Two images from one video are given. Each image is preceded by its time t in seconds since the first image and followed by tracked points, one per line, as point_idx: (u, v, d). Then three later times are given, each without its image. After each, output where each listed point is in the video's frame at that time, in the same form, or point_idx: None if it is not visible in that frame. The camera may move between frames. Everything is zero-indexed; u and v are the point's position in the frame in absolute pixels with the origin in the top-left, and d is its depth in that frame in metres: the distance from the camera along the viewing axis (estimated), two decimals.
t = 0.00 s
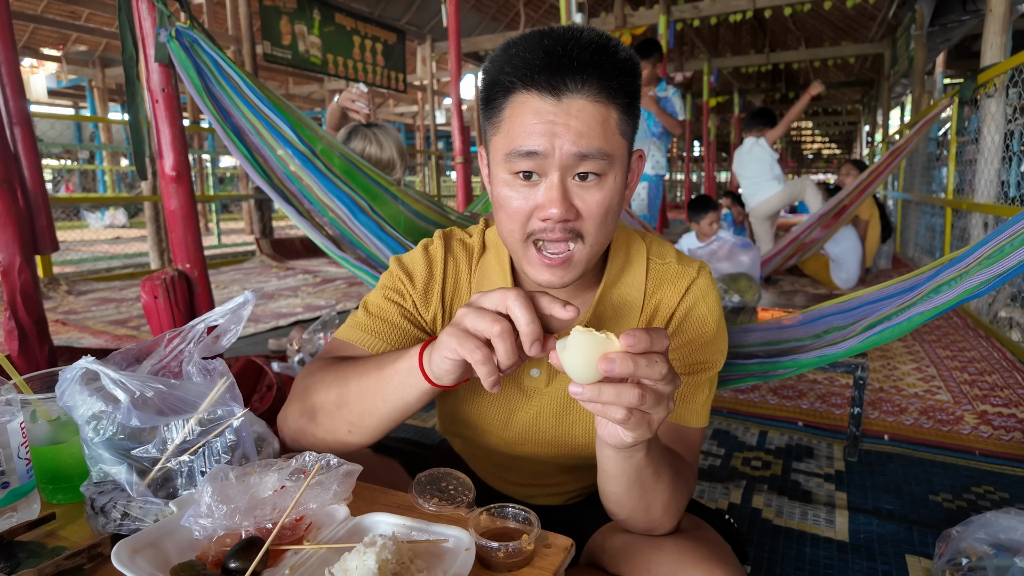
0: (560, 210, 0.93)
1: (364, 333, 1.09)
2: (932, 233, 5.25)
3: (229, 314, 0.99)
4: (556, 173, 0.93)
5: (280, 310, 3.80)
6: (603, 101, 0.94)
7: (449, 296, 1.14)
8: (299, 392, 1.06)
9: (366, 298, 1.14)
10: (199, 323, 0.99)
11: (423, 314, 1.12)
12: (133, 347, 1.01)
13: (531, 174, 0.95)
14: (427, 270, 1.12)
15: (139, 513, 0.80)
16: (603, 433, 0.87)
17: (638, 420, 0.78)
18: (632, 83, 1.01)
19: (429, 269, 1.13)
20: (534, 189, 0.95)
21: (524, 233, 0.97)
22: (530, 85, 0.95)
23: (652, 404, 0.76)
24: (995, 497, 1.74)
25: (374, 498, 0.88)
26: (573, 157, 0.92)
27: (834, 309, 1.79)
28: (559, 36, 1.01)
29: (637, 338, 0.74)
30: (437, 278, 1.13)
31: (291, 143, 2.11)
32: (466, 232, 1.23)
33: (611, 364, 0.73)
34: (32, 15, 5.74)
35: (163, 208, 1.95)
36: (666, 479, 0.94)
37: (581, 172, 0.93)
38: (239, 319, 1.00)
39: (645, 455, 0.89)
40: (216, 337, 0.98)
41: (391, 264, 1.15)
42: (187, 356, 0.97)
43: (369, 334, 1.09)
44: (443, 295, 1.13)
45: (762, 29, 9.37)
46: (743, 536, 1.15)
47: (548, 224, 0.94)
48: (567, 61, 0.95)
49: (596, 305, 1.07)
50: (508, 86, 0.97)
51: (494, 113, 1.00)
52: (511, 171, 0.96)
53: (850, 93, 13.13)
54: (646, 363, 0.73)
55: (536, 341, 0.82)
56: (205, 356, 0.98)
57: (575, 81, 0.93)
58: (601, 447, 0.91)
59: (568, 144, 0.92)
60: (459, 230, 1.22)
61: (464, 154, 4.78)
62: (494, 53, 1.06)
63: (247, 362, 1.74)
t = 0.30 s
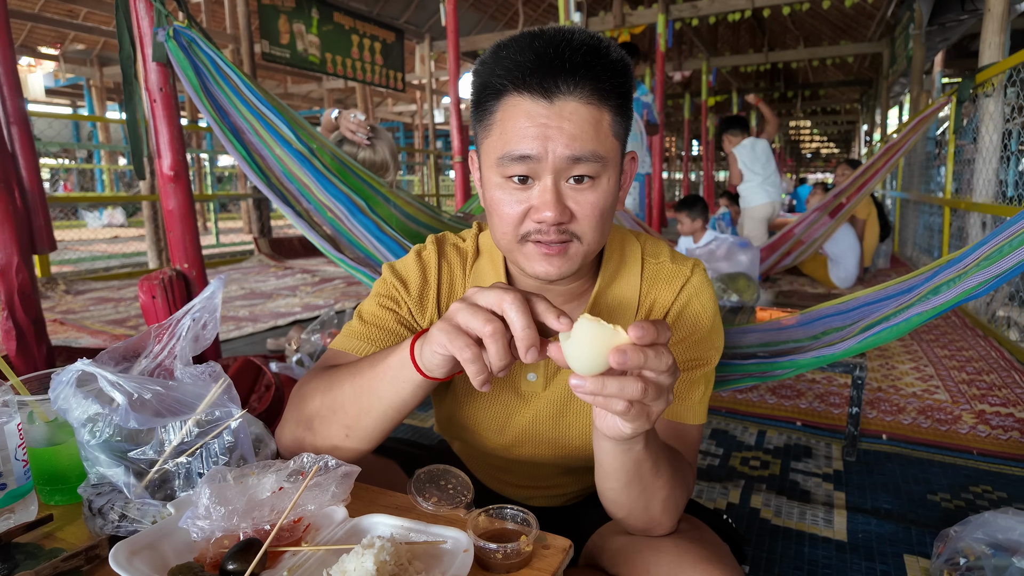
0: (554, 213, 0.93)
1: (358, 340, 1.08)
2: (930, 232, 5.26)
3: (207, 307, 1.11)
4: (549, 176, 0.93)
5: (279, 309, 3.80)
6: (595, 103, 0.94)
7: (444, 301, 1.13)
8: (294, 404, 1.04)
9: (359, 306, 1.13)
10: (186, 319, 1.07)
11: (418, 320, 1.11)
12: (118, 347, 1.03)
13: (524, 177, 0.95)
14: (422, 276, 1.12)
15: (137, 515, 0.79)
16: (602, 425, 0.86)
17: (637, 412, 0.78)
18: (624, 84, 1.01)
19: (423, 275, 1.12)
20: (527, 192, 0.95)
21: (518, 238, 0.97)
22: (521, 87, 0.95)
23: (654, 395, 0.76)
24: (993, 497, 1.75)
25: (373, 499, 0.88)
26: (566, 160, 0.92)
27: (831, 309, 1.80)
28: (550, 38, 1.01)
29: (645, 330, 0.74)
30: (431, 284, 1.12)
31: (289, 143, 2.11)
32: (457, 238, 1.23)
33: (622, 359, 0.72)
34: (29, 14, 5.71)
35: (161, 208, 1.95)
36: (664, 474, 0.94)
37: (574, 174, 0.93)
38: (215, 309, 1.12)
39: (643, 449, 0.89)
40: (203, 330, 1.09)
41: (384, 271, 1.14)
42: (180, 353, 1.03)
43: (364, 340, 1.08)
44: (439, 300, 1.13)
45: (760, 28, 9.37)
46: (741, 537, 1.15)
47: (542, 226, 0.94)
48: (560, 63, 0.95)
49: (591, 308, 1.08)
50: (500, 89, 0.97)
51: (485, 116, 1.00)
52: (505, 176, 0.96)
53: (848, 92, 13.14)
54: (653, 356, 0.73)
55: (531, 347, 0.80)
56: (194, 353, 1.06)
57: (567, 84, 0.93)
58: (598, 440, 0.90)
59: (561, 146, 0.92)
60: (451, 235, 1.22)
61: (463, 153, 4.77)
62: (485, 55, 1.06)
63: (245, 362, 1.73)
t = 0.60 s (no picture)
0: (552, 209, 0.92)
1: (353, 342, 1.08)
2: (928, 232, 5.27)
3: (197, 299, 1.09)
4: (547, 172, 0.92)
5: (277, 309, 3.79)
6: (590, 98, 0.94)
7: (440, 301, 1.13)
8: (286, 409, 1.02)
9: (353, 308, 1.13)
10: (180, 315, 1.05)
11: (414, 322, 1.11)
12: (114, 347, 1.02)
13: (520, 174, 0.94)
14: (416, 277, 1.11)
15: (133, 515, 0.79)
16: (604, 405, 0.85)
17: (642, 383, 0.77)
18: (618, 80, 1.01)
19: (417, 276, 1.12)
20: (524, 189, 0.94)
21: (516, 237, 0.96)
22: (515, 82, 0.94)
23: (658, 365, 0.75)
24: (992, 496, 1.75)
25: (371, 499, 0.87)
26: (563, 156, 0.91)
27: (829, 308, 1.81)
28: (544, 34, 1.01)
29: (645, 295, 0.73)
30: (427, 285, 1.12)
31: (286, 141, 2.11)
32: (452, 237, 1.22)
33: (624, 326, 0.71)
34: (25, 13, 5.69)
35: (158, 207, 1.94)
36: (671, 463, 0.92)
37: (571, 171, 0.92)
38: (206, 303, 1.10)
39: (648, 433, 0.87)
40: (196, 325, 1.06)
41: (378, 272, 1.13)
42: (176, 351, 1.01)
43: (360, 342, 1.07)
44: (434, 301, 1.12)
45: (759, 27, 9.37)
46: (740, 536, 1.15)
47: (540, 224, 0.93)
48: (554, 58, 0.95)
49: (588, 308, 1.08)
50: (493, 84, 0.97)
51: (479, 113, 1.00)
52: (501, 174, 0.95)
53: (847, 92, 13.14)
54: (656, 321, 0.73)
55: (520, 320, 0.77)
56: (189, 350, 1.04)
57: (561, 79, 0.93)
58: (602, 425, 0.88)
59: (558, 141, 0.91)
60: (446, 235, 1.21)
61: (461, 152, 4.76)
62: (478, 53, 1.06)
63: (243, 362, 1.72)
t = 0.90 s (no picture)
0: (549, 212, 0.91)
1: (345, 341, 1.06)
2: (926, 230, 5.27)
3: (202, 304, 1.07)
4: (543, 173, 0.91)
5: (275, 307, 3.78)
6: (588, 97, 0.92)
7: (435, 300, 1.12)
8: (276, 411, 1.00)
9: (347, 307, 1.11)
10: (179, 315, 1.03)
11: (407, 320, 1.10)
12: (108, 344, 1.02)
13: (515, 176, 0.93)
14: (411, 275, 1.10)
15: (124, 514, 0.78)
16: (597, 421, 0.84)
17: (633, 401, 0.76)
18: (617, 76, 1.00)
19: (412, 274, 1.10)
20: (520, 191, 0.93)
21: (511, 239, 0.95)
22: (510, 82, 0.93)
23: (650, 385, 0.74)
24: (991, 494, 1.74)
25: (366, 498, 0.87)
26: (560, 157, 0.90)
27: (828, 306, 1.80)
28: (540, 31, 1.00)
29: (638, 317, 0.72)
30: (422, 284, 1.11)
31: (282, 139, 2.10)
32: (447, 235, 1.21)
33: (617, 348, 0.71)
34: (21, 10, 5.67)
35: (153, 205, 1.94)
36: (666, 473, 0.91)
37: (569, 172, 0.92)
38: (212, 308, 1.08)
39: (642, 445, 0.86)
40: (195, 329, 1.05)
41: (372, 270, 1.12)
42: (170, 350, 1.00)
43: (352, 341, 1.06)
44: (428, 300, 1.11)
45: (758, 26, 9.36)
46: (739, 536, 1.14)
47: (537, 227, 0.92)
48: (550, 55, 0.94)
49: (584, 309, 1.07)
50: (488, 83, 0.96)
51: (473, 113, 0.98)
52: (496, 175, 0.94)
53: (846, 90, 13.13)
54: (649, 344, 0.72)
55: (519, 338, 0.75)
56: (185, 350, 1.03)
57: (558, 78, 0.92)
58: (596, 439, 0.87)
59: (555, 142, 0.90)
60: (443, 232, 1.20)
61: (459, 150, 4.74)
62: (473, 49, 1.04)
63: (239, 361, 1.71)
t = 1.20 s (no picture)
0: (545, 210, 0.89)
1: (339, 339, 1.04)
2: (925, 229, 5.26)
3: (198, 302, 1.01)
4: (539, 171, 0.89)
5: (272, 306, 3.77)
6: (584, 93, 0.90)
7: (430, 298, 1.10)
8: (269, 410, 0.99)
9: (340, 305, 1.09)
10: (172, 313, 1.01)
11: (402, 318, 1.08)
12: (99, 342, 1.00)
13: (511, 175, 0.91)
14: (405, 273, 1.09)
15: (112, 517, 0.76)
16: (602, 423, 0.83)
17: (641, 401, 0.74)
18: (613, 71, 0.98)
19: (407, 271, 1.09)
20: (515, 189, 0.91)
21: (506, 238, 0.94)
22: (505, 77, 0.91)
23: (658, 385, 0.72)
24: (992, 493, 1.73)
25: (360, 499, 0.85)
26: (556, 155, 0.88)
27: (829, 304, 1.78)
28: (535, 25, 0.98)
29: (645, 316, 0.71)
30: (416, 281, 1.09)
31: (277, 135, 2.08)
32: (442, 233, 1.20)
33: (625, 349, 0.69)
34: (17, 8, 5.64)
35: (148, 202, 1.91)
36: (667, 473, 0.90)
37: (565, 171, 0.90)
38: (207, 307, 1.02)
39: (646, 446, 0.85)
40: (189, 328, 1.00)
41: (367, 268, 1.11)
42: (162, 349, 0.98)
43: (345, 339, 1.04)
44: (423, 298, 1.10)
45: (756, 24, 9.34)
46: (739, 536, 1.13)
47: (533, 226, 0.90)
48: (545, 50, 0.92)
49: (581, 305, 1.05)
50: (483, 79, 0.94)
51: (468, 109, 0.96)
52: (491, 173, 0.92)
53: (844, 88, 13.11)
54: (657, 342, 0.70)
55: (515, 331, 0.75)
56: (177, 349, 0.99)
57: (554, 72, 0.90)
58: (598, 439, 0.85)
59: (550, 141, 0.88)
60: (438, 230, 1.19)
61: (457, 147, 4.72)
62: (467, 43, 1.03)
63: (236, 359, 1.69)
